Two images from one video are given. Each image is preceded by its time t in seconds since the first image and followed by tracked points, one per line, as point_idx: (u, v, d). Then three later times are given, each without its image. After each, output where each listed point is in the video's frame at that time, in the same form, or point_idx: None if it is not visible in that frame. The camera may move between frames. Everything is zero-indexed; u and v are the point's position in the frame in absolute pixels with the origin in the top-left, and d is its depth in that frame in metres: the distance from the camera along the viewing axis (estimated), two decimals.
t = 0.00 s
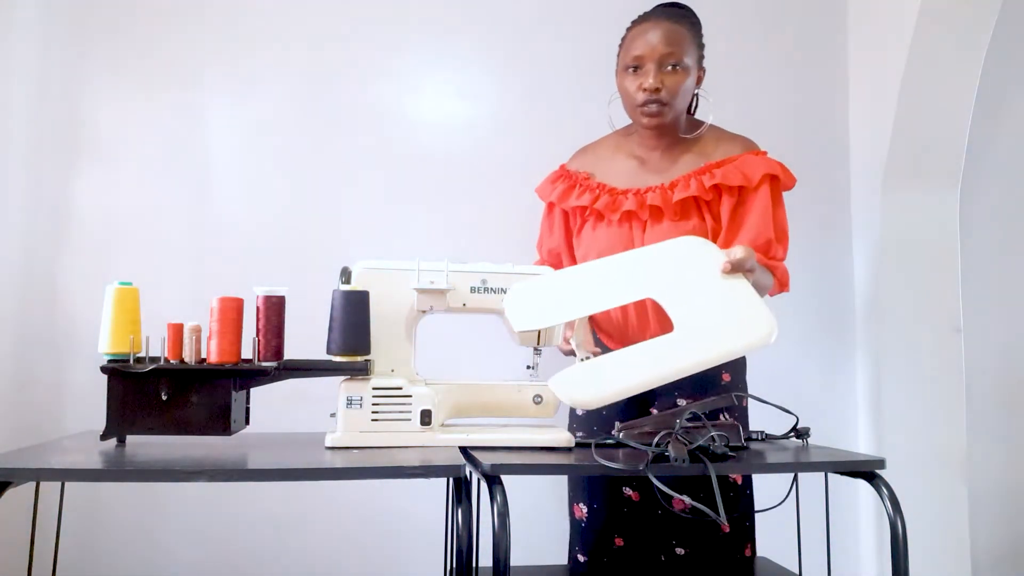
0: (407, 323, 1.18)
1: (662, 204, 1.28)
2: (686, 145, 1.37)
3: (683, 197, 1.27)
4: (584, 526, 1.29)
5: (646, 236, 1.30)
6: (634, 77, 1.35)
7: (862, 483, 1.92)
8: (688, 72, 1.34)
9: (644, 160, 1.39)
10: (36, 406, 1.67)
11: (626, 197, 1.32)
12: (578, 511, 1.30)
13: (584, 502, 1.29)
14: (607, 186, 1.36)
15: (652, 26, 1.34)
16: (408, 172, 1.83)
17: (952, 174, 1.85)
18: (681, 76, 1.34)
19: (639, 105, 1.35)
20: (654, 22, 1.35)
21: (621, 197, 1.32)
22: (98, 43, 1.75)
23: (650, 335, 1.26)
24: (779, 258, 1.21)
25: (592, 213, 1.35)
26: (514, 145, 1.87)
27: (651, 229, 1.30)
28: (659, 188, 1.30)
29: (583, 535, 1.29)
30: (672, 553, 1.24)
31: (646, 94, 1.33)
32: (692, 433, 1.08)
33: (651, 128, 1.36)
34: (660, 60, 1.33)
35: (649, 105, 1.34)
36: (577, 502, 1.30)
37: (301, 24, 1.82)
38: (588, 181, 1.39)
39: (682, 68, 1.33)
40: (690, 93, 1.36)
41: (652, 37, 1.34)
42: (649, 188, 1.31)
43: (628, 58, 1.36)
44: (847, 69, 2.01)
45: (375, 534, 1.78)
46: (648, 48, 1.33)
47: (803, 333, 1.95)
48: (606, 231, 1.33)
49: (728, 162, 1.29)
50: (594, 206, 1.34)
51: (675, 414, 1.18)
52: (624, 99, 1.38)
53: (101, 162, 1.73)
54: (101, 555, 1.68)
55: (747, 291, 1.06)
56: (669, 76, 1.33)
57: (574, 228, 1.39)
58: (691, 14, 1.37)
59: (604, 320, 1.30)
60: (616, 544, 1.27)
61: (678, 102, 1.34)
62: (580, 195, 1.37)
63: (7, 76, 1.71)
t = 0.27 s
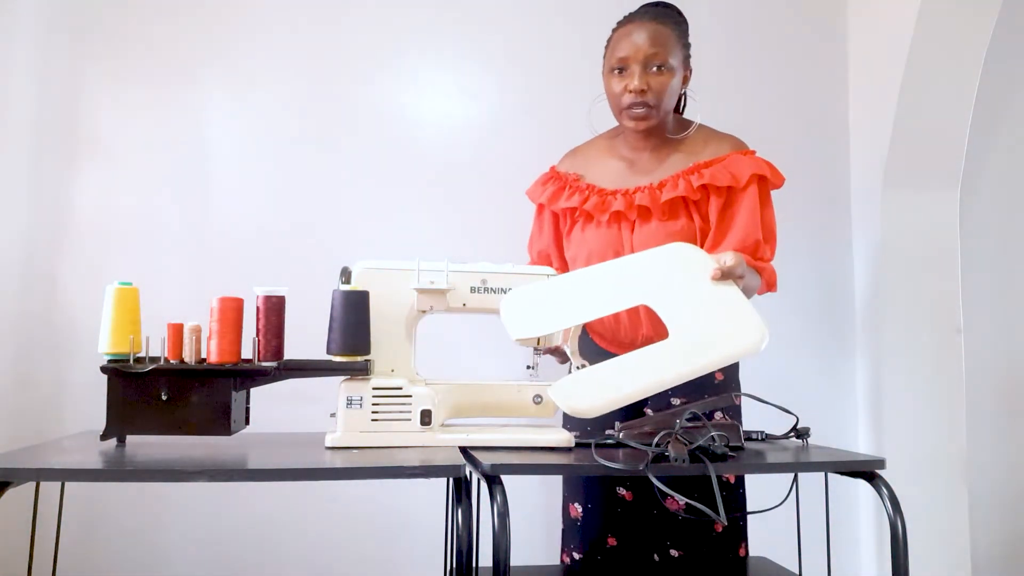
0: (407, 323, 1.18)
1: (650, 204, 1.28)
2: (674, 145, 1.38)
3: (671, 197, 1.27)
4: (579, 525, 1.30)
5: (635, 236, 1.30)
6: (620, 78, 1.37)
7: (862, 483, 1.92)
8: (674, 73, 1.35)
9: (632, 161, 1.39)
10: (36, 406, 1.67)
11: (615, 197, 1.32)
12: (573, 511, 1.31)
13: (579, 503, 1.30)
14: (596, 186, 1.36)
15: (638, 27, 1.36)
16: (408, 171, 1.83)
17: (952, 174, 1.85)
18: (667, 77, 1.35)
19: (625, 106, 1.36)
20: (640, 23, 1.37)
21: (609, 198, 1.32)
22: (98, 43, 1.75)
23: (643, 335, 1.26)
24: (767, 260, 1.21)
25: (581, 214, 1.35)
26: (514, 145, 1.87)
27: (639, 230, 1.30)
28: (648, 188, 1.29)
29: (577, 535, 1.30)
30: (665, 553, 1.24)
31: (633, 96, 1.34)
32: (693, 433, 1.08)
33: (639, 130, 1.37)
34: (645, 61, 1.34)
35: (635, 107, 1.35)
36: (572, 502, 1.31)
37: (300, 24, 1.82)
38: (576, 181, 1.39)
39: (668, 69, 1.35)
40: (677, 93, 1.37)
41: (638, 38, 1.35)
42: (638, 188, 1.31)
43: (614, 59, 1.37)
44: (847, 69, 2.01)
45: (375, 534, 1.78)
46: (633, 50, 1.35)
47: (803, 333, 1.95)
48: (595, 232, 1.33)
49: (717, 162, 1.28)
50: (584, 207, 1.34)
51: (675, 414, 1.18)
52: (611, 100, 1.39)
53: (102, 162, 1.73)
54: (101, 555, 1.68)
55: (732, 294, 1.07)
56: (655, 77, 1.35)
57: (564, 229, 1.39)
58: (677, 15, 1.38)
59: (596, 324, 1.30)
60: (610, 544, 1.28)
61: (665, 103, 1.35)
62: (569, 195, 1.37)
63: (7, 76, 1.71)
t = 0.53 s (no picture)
0: (407, 323, 1.18)
1: (642, 205, 1.38)
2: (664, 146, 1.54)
3: (662, 197, 1.37)
4: (573, 526, 1.36)
5: (626, 233, 1.40)
6: (613, 83, 1.54)
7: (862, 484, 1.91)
8: (663, 76, 1.53)
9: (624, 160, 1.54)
10: (36, 406, 1.67)
11: (607, 199, 1.42)
12: (567, 511, 1.37)
13: (572, 503, 1.36)
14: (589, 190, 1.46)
15: (628, 31, 1.54)
16: (408, 171, 1.83)
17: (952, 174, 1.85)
18: (656, 80, 1.52)
19: (616, 109, 1.54)
20: (630, 29, 1.55)
21: (602, 199, 1.43)
22: (98, 42, 1.75)
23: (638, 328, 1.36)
24: (764, 259, 1.31)
25: (575, 215, 1.45)
26: (515, 145, 1.87)
27: (630, 229, 1.39)
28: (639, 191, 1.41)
29: (572, 535, 1.36)
30: (660, 551, 1.32)
31: (623, 100, 1.53)
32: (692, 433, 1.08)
33: (629, 133, 1.55)
34: (636, 66, 1.52)
35: (626, 109, 1.53)
36: (565, 502, 1.37)
37: (301, 23, 1.82)
38: (568, 184, 1.50)
39: (657, 72, 1.52)
40: (667, 96, 1.54)
41: (629, 42, 1.53)
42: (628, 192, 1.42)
43: (608, 61, 1.54)
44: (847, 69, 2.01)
45: (375, 534, 1.78)
46: (626, 53, 1.52)
47: (803, 333, 1.94)
48: (588, 230, 1.42)
49: (706, 168, 1.40)
50: (577, 208, 1.44)
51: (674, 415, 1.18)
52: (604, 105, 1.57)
53: (101, 162, 1.73)
54: (100, 555, 1.68)
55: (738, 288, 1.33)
56: (645, 81, 1.52)
57: (556, 230, 1.47)
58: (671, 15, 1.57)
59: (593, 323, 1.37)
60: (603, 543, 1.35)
61: (653, 107, 1.54)
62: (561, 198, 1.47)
63: (8, 75, 1.71)
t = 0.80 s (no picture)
0: (407, 322, 1.18)
1: (633, 206, 1.56)
2: (647, 149, 1.76)
3: (654, 200, 1.55)
4: (566, 526, 1.46)
5: (615, 232, 1.54)
6: (596, 96, 1.79)
7: (863, 484, 1.91)
8: (644, 87, 1.76)
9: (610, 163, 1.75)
10: (35, 406, 1.67)
11: (598, 202, 1.58)
12: (558, 512, 1.47)
13: (563, 505, 1.46)
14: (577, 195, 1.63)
15: (609, 40, 1.79)
16: (408, 171, 1.83)
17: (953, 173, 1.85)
18: (638, 92, 1.76)
19: (601, 121, 1.79)
20: (611, 44, 1.79)
21: (592, 202, 1.59)
22: (98, 43, 1.75)
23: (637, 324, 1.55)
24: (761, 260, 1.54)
25: (565, 218, 1.59)
26: (515, 144, 1.86)
27: (621, 228, 1.54)
28: (629, 194, 1.59)
29: (566, 534, 1.46)
30: (649, 544, 1.44)
31: (608, 113, 1.78)
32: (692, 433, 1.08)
33: (616, 141, 1.76)
34: (618, 80, 1.77)
35: (610, 121, 1.78)
36: (557, 504, 1.47)
37: (302, 23, 1.82)
38: (553, 189, 1.71)
39: (638, 86, 1.76)
40: (649, 105, 1.78)
41: (610, 52, 1.78)
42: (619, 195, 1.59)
43: (589, 76, 1.79)
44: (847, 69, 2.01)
45: (375, 534, 1.78)
46: (606, 66, 1.77)
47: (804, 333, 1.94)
48: (578, 231, 1.57)
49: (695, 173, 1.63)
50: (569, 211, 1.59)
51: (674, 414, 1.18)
52: (588, 115, 1.81)
53: (101, 163, 1.73)
54: (100, 556, 1.68)
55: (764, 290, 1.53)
56: (627, 94, 1.76)
57: (546, 230, 1.62)
58: (648, 21, 1.81)
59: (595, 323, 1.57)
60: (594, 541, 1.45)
61: (637, 117, 1.77)
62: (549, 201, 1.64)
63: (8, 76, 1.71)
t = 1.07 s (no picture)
0: (407, 323, 1.18)
1: (655, 207, 1.70)
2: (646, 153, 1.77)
3: (674, 201, 1.70)
4: (574, 528, 1.58)
5: (637, 233, 1.68)
6: (594, 104, 1.79)
7: (862, 484, 1.91)
8: (641, 91, 1.78)
9: (610, 167, 1.77)
10: (35, 406, 1.67)
11: (620, 204, 1.71)
12: (563, 515, 1.59)
13: (567, 508, 1.59)
14: (594, 197, 1.73)
15: (604, 49, 1.79)
16: (407, 171, 1.83)
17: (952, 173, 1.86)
18: (635, 97, 1.78)
19: (600, 128, 1.79)
20: (604, 54, 1.79)
21: (614, 204, 1.72)
22: (98, 43, 1.75)
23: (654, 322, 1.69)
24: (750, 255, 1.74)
25: (587, 220, 1.69)
26: (515, 144, 1.86)
27: (641, 229, 1.68)
28: (647, 194, 1.72)
29: (574, 535, 1.59)
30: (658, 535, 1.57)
31: (607, 120, 1.78)
32: (692, 432, 1.08)
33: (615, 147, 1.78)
34: (615, 88, 1.78)
35: (610, 128, 1.78)
36: (560, 507, 1.59)
37: (302, 23, 1.82)
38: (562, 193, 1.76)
39: (631, 94, 1.78)
40: (646, 109, 1.80)
41: (606, 61, 1.79)
42: (637, 195, 1.72)
43: (586, 86, 1.80)
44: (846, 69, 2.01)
45: (375, 534, 1.78)
46: (600, 75, 1.78)
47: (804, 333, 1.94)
48: (601, 235, 1.69)
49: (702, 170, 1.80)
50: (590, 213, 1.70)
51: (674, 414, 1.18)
52: (586, 122, 1.80)
53: (101, 163, 1.73)
54: (100, 556, 1.68)
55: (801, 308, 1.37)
56: (625, 100, 1.78)
57: (565, 233, 1.70)
58: (641, 25, 1.81)
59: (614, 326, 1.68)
60: (603, 540, 1.58)
61: (636, 121, 1.78)
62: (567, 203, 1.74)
63: (8, 76, 1.71)
